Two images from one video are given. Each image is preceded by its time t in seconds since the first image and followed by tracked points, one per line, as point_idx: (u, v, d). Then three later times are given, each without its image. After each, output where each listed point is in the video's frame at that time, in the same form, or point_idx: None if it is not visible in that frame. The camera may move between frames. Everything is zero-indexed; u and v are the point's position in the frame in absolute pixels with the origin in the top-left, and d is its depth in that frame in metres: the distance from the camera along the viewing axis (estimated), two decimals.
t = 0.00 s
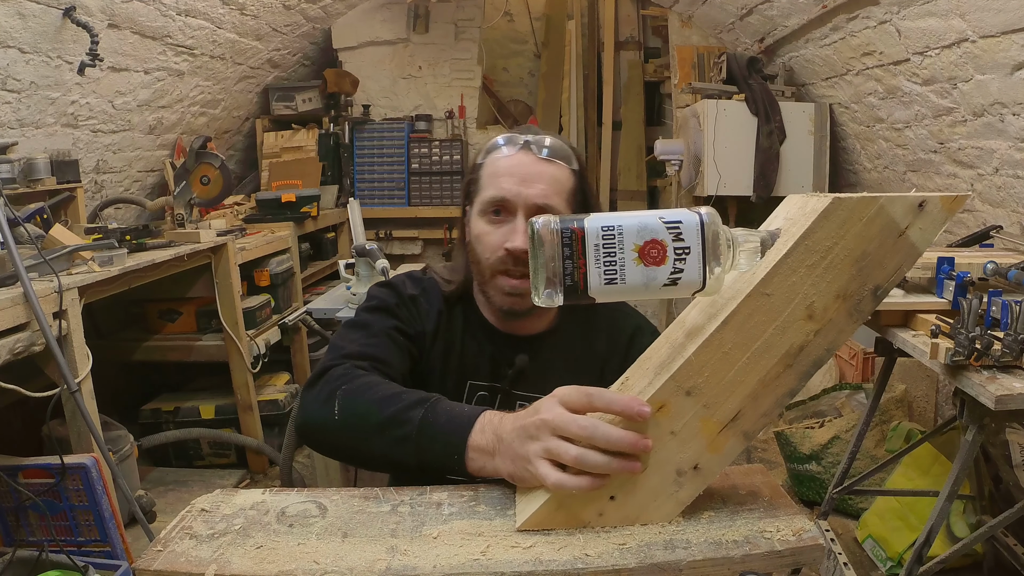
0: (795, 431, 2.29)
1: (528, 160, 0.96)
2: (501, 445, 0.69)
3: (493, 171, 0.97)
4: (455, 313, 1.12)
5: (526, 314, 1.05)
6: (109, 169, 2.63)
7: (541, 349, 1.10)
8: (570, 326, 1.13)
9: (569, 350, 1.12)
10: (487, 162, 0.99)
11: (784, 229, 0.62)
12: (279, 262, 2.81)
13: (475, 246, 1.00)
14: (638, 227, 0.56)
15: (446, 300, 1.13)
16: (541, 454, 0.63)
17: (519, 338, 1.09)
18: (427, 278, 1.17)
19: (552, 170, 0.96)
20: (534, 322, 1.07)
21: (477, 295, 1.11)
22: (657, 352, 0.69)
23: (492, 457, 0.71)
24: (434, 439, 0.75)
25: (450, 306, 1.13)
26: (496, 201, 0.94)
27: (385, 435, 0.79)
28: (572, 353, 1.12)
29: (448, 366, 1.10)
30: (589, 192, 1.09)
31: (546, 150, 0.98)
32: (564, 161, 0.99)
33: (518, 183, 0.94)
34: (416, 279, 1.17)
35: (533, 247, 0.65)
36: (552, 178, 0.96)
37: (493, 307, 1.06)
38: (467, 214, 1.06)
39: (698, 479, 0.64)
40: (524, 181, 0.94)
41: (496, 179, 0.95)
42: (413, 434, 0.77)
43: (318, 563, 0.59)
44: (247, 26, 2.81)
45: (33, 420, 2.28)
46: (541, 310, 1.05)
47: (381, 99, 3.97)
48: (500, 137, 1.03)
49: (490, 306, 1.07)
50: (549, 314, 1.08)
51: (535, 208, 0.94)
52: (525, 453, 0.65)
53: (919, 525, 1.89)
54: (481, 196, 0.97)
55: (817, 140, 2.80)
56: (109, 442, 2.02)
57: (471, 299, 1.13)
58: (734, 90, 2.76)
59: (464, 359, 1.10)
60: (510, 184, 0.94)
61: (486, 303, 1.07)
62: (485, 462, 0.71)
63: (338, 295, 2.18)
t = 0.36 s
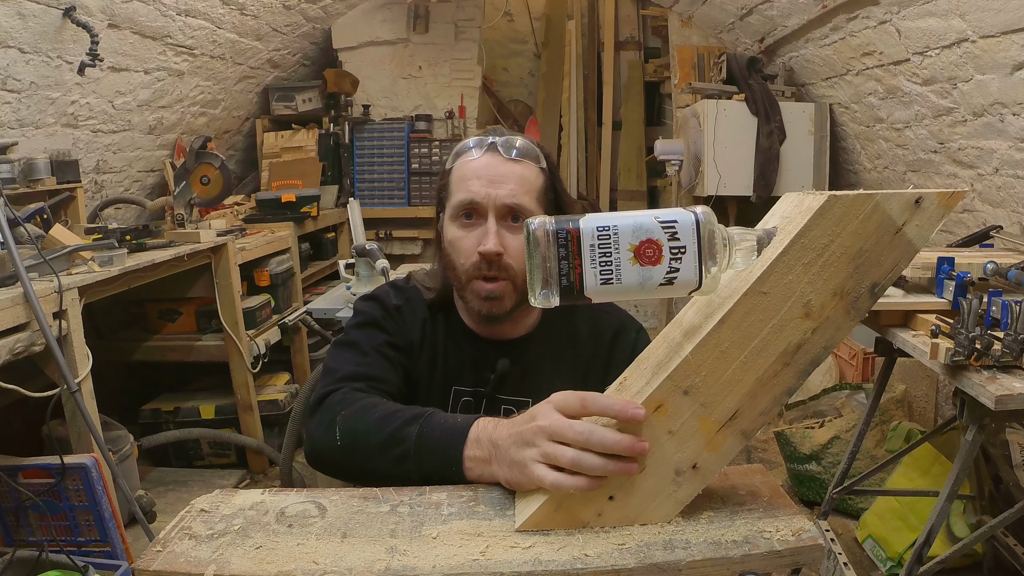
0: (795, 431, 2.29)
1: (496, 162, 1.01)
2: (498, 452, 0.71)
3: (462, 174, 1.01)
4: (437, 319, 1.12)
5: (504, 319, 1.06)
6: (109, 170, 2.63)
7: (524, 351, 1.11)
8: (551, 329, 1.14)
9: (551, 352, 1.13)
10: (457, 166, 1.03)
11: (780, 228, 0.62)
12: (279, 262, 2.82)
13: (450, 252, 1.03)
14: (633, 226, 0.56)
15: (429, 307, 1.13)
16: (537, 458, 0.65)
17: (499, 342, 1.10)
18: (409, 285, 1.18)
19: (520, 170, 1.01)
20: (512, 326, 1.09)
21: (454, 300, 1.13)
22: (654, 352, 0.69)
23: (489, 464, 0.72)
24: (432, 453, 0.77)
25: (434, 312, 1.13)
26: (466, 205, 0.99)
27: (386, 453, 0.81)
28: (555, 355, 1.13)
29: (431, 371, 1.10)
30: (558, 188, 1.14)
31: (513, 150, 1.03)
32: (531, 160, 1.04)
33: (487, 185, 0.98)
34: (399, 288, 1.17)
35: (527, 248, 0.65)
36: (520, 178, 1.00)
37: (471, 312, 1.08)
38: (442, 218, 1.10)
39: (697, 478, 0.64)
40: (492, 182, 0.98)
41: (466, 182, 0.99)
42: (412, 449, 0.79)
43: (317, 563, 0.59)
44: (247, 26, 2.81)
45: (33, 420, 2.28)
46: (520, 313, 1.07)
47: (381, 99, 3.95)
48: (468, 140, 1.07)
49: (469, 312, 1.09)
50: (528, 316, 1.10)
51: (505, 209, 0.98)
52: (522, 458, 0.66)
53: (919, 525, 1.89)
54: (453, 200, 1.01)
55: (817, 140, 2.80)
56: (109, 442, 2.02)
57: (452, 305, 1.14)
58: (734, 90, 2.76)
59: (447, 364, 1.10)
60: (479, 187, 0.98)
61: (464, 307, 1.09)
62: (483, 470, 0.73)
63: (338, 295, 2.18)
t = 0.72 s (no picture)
0: (795, 431, 2.29)
1: (492, 163, 1.01)
2: (496, 454, 0.71)
3: (458, 174, 1.01)
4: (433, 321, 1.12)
5: (500, 320, 1.06)
6: (109, 170, 2.63)
7: (521, 352, 1.10)
8: (547, 331, 1.14)
9: (549, 354, 1.13)
10: (453, 166, 1.03)
11: (780, 228, 0.61)
12: (279, 262, 2.81)
13: (445, 253, 1.03)
14: (633, 226, 0.56)
15: (425, 309, 1.13)
16: (536, 459, 0.65)
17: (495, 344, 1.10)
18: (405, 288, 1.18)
19: (516, 171, 1.01)
20: (507, 328, 1.09)
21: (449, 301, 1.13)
22: (655, 352, 0.69)
23: (489, 466, 0.72)
24: (431, 456, 0.77)
25: (429, 314, 1.13)
26: (462, 206, 0.98)
27: (385, 457, 0.81)
28: (552, 356, 1.13)
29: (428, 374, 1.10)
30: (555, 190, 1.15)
31: (509, 151, 1.03)
32: (527, 161, 1.04)
33: (484, 186, 0.98)
34: (395, 290, 1.17)
35: (526, 249, 0.64)
36: (516, 178, 1.00)
37: (467, 313, 1.07)
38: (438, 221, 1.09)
39: (697, 479, 0.64)
40: (488, 182, 0.98)
41: (462, 183, 0.99)
42: (411, 453, 0.79)
43: (317, 563, 0.59)
44: (248, 26, 2.81)
45: (33, 420, 2.28)
46: (516, 314, 1.06)
47: (381, 99, 3.94)
48: (464, 140, 1.07)
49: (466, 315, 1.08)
50: (523, 319, 1.09)
51: (501, 210, 0.98)
52: (520, 460, 0.66)
53: (919, 525, 1.89)
54: (449, 201, 1.01)
55: (817, 140, 2.80)
56: (109, 442, 2.02)
57: (448, 306, 1.13)
58: (734, 90, 2.76)
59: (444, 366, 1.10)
60: (475, 188, 0.98)
61: (459, 308, 1.08)
62: (483, 472, 0.73)
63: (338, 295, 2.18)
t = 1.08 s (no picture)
0: (795, 431, 2.29)
1: (493, 163, 1.00)
2: (496, 455, 0.71)
3: (458, 174, 1.00)
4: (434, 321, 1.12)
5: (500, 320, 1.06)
6: (109, 170, 2.63)
7: (520, 353, 1.10)
8: (547, 332, 1.14)
9: (549, 354, 1.13)
10: (453, 166, 1.03)
11: (780, 228, 0.61)
12: (279, 262, 2.81)
13: (445, 254, 1.03)
14: (633, 226, 0.56)
15: (424, 311, 1.13)
16: (536, 459, 0.65)
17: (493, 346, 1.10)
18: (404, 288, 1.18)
19: (516, 171, 1.01)
20: (506, 329, 1.09)
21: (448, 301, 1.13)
22: (655, 352, 0.69)
23: (489, 467, 0.72)
24: (430, 457, 0.77)
25: (429, 314, 1.13)
26: (463, 206, 0.98)
27: (385, 459, 0.81)
28: (552, 357, 1.13)
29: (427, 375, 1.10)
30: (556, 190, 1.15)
31: (509, 152, 1.03)
32: (527, 162, 1.04)
33: (485, 186, 0.97)
34: (393, 292, 1.17)
35: (525, 248, 0.64)
36: (517, 178, 1.00)
37: (466, 313, 1.07)
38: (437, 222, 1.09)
39: (696, 479, 0.64)
40: (489, 183, 0.98)
41: (462, 183, 0.99)
42: (410, 454, 0.79)
43: (317, 563, 0.59)
44: (248, 26, 2.81)
45: (33, 420, 2.28)
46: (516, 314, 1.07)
47: (381, 99, 3.93)
48: (463, 140, 1.07)
49: (466, 316, 1.08)
50: (523, 320, 1.10)
51: (503, 211, 0.98)
52: (520, 460, 0.66)
53: (919, 525, 1.89)
54: (448, 202, 1.01)
55: (817, 140, 2.80)
56: (109, 442, 2.02)
57: (446, 307, 1.13)
58: (734, 90, 2.76)
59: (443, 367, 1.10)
60: (476, 188, 0.98)
61: (458, 308, 1.08)
62: (483, 473, 0.73)
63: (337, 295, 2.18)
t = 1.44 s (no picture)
0: (795, 431, 2.29)
1: (513, 163, 1.01)
2: (496, 455, 0.71)
3: (479, 175, 0.99)
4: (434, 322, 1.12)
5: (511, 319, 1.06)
6: (109, 170, 2.63)
7: (519, 355, 1.10)
8: (546, 333, 1.14)
9: (549, 355, 1.13)
10: (470, 166, 1.01)
11: (780, 228, 0.62)
12: (279, 262, 2.81)
13: (465, 254, 1.00)
14: (633, 226, 0.56)
15: (422, 312, 1.13)
16: (536, 459, 0.65)
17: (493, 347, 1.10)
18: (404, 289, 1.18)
19: (535, 172, 1.01)
20: (512, 330, 1.08)
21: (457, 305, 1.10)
22: (655, 352, 0.69)
23: (489, 468, 0.72)
24: (430, 458, 0.77)
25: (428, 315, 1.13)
26: (491, 205, 0.97)
27: (385, 461, 0.81)
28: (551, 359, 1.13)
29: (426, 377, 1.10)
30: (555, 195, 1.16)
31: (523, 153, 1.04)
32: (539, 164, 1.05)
33: (511, 186, 0.97)
34: (392, 293, 1.16)
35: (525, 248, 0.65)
36: (536, 180, 1.01)
37: (479, 315, 1.06)
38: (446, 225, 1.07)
39: (696, 479, 0.64)
40: (514, 183, 0.98)
41: (487, 183, 0.98)
42: (409, 455, 0.79)
43: (317, 563, 0.59)
44: (248, 25, 2.81)
45: (33, 420, 2.28)
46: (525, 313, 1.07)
47: (381, 99, 3.92)
48: (472, 142, 1.07)
49: (481, 318, 1.06)
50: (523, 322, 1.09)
51: (530, 210, 0.98)
52: (520, 460, 0.66)
53: (919, 525, 1.89)
54: (471, 202, 0.99)
55: (817, 140, 2.80)
56: (109, 442, 2.02)
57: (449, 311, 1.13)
58: (734, 90, 2.76)
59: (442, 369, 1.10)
60: (503, 188, 0.97)
61: (470, 310, 1.06)
62: (482, 474, 0.73)
63: (337, 295, 2.18)
